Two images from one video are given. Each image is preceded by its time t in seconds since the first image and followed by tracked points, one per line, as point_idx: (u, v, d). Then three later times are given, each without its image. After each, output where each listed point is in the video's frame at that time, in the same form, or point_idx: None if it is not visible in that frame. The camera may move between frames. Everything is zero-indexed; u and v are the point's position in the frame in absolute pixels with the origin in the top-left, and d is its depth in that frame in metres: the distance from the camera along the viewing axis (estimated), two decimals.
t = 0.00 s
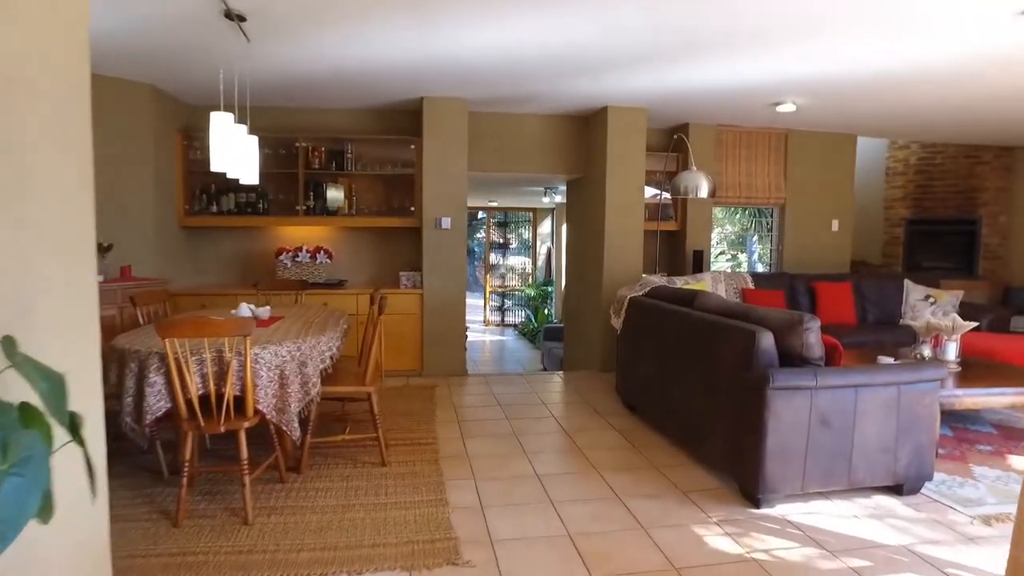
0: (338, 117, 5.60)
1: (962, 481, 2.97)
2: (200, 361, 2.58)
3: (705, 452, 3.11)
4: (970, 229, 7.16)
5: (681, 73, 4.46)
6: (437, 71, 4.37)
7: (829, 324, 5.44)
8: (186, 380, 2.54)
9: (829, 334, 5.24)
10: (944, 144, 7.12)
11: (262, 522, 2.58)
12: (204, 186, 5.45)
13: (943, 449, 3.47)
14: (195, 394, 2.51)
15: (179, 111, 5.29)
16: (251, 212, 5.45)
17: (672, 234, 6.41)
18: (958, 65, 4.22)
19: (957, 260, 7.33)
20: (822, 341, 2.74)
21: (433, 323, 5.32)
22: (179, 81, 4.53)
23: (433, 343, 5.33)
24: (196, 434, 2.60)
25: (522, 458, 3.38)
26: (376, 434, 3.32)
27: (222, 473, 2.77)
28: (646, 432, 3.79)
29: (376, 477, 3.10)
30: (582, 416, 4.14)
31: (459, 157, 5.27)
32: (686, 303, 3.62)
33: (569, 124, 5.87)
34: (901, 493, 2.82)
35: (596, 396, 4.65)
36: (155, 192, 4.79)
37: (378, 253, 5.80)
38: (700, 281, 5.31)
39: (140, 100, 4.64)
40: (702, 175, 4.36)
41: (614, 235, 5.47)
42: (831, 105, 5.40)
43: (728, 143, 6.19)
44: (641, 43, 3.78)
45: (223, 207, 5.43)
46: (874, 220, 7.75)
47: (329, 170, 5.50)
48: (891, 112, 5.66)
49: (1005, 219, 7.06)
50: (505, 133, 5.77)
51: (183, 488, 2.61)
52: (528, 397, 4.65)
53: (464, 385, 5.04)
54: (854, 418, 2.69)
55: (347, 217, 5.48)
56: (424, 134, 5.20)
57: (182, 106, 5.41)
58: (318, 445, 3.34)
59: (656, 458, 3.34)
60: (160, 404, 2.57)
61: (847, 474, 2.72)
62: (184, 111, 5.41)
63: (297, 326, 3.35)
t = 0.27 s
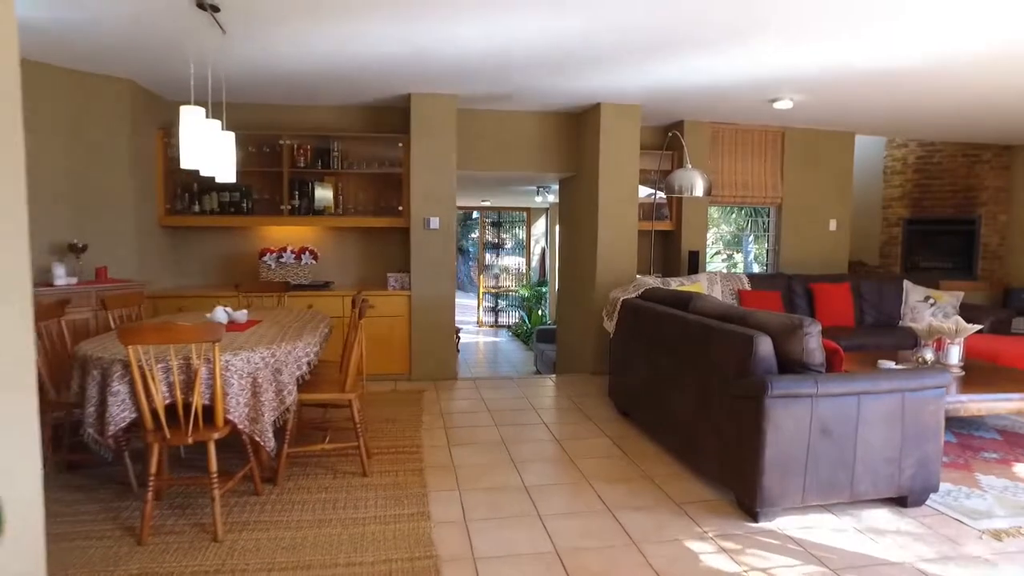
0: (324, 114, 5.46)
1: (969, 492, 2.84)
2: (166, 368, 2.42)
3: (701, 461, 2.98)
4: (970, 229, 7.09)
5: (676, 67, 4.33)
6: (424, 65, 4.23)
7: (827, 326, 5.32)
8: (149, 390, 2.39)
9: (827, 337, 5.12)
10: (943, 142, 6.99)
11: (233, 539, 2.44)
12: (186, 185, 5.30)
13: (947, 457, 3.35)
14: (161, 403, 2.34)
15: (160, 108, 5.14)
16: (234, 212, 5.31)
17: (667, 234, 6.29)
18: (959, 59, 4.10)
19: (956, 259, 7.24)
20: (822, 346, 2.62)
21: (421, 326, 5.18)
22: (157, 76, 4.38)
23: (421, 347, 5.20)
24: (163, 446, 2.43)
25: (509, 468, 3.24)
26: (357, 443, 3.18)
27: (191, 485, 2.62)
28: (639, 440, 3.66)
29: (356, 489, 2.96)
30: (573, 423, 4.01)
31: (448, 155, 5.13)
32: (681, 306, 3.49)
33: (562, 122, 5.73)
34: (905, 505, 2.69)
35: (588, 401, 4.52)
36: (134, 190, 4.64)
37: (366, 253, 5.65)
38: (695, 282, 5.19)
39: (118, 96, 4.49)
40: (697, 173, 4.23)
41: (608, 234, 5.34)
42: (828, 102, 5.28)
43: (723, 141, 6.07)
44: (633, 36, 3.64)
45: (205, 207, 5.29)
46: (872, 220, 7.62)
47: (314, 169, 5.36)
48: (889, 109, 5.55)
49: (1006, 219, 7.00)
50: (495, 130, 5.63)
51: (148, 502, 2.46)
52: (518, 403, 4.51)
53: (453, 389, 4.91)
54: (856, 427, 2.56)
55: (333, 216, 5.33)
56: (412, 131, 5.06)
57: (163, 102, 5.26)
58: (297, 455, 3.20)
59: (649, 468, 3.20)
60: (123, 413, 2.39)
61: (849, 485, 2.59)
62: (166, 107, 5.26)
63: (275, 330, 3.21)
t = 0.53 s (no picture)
0: (313, 111, 5.33)
1: (979, 502, 2.72)
2: (134, 375, 2.28)
3: (699, 470, 2.85)
4: (971, 228, 6.98)
5: (673, 61, 4.20)
6: (414, 58, 4.10)
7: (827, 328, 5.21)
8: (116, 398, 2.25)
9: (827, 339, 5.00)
10: (944, 139, 6.87)
11: (205, 555, 2.31)
12: (171, 184, 5.17)
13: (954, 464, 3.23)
14: (127, 413, 2.21)
15: (144, 104, 5.01)
16: (220, 211, 5.17)
17: (664, 234, 6.17)
18: (963, 53, 3.99)
19: (957, 260, 7.13)
20: (826, 351, 2.49)
21: (412, 328, 5.06)
22: (139, 69, 4.24)
23: (412, 350, 5.08)
24: (131, 457, 2.29)
25: (500, 477, 3.12)
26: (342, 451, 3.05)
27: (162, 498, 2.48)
28: (635, 446, 3.54)
29: (339, 501, 2.83)
30: (567, 428, 3.89)
31: (440, 152, 5.01)
32: (679, 308, 3.37)
33: (557, 119, 5.61)
34: (912, 517, 2.57)
35: (584, 405, 4.40)
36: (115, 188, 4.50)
37: (356, 253, 5.52)
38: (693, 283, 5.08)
39: (99, 91, 4.35)
40: (695, 171, 4.11)
41: (603, 234, 5.21)
42: (828, 98, 5.16)
43: (722, 139, 5.96)
44: (629, 27, 3.52)
45: (191, 206, 5.15)
46: (871, 219, 7.49)
47: (303, 167, 5.22)
48: (890, 106, 5.43)
49: (1007, 219, 6.91)
50: (489, 127, 5.51)
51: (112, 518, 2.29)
52: (511, 407, 4.39)
53: (445, 393, 4.78)
54: (862, 435, 2.43)
55: (322, 215, 5.20)
56: (402, 128, 4.93)
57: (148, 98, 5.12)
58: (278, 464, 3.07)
59: (645, 477, 3.08)
60: (89, 422, 2.25)
61: (854, 497, 2.47)
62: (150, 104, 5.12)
63: (255, 333, 3.07)
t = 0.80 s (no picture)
0: (300, 108, 5.18)
1: (994, 518, 2.58)
2: (94, 386, 2.13)
3: (700, 484, 2.71)
4: (974, 228, 6.81)
5: (672, 55, 4.06)
6: (402, 52, 3.94)
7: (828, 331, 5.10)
8: (72, 412, 2.08)
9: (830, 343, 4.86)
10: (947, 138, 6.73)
11: None
12: (154, 183, 5.01)
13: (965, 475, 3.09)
14: (85, 428, 2.04)
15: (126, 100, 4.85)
16: (204, 211, 5.02)
17: (662, 235, 6.03)
18: (971, 46, 3.85)
19: (961, 260, 6.97)
20: (835, 360, 2.34)
21: (402, 332, 4.91)
22: (117, 64, 4.08)
23: (401, 354, 4.94)
24: (92, 474, 2.13)
25: (491, 491, 2.97)
26: (323, 464, 2.90)
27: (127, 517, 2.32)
28: (632, 457, 3.39)
29: (319, 517, 2.67)
30: (561, 438, 3.74)
31: (431, 150, 4.86)
32: (678, 313, 3.23)
33: (552, 116, 5.46)
34: (926, 534, 2.42)
35: (579, 412, 4.25)
36: (93, 187, 4.35)
37: (346, 255, 5.36)
38: (691, 286, 4.95)
39: (76, 86, 4.19)
40: (694, 169, 3.96)
41: (600, 235, 5.06)
42: (831, 94, 5.02)
43: (721, 137, 5.82)
44: (626, 19, 3.38)
45: (174, 206, 5.00)
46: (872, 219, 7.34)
47: (290, 165, 5.07)
48: (894, 103, 5.29)
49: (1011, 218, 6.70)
50: (482, 125, 5.36)
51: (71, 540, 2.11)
52: (504, 414, 4.24)
53: (436, 399, 4.63)
54: (873, 449, 2.29)
55: (310, 216, 5.05)
56: (392, 125, 4.78)
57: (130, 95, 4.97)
58: (257, 477, 2.91)
59: (643, 490, 2.94)
60: (45, 438, 2.11)
61: (865, 513, 2.32)
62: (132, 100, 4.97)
63: (232, 339, 2.91)
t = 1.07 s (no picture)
0: (288, 105, 5.03)
1: (1013, 535, 2.43)
2: (49, 399, 1.96)
3: (701, 499, 2.56)
4: (979, 228, 6.66)
5: (670, 48, 3.91)
6: (390, 44, 3.80)
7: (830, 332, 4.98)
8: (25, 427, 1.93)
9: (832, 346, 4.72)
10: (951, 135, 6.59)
11: None
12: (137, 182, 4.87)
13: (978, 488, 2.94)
14: (38, 443, 1.90)
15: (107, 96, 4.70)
16: (188, 211, 4.89)
17: (660, 234, 5.89)
18: (981, 39, 3.70)
19: (967, 260, 6.81)
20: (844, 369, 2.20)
21: (392, 335, 4.77)
22: (94, 57, 3.94)
23: (392, 358, 4.79)
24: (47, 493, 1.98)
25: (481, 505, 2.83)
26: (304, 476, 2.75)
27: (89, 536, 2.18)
28: (629, 467, 3.25)
29: (298, 534, 2.52)
30: (556, 446, 3.60)
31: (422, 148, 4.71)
32: (677, 316, 3.09)
33: (547, 113, 5.32)
34: (942, 553, 2.28)
35: (575, 418, 4.11)
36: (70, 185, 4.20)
37: (335, 256, 5.21)
38: (690, 287, 4.82)
39: (52, 81, 4.04)
40: (693, 167, 3.82)
41: (596, 234, 4.92)
42: (833, 90, 4.88)
43: (720, 134, 5.68)
44: (622, 9, 3.23)
45: (158, 205, 4.85)
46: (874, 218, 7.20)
47: (278, 163, 4.93)
48: (897, 99, 5.16)
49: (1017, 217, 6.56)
50: (475, 122, 5.22)
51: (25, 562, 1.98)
52: (497, 420, 4.10)
53: (427, 405, 4.49)
54: (886, 463, 2.14)
55: (298, 215, 4.90)
56: (381, 121, 4.64)
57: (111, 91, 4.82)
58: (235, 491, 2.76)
59: (641, 504, 2.79)
60: None
61: (877, 531, 2.18)
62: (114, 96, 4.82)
63: (208, 345, 2.76)
